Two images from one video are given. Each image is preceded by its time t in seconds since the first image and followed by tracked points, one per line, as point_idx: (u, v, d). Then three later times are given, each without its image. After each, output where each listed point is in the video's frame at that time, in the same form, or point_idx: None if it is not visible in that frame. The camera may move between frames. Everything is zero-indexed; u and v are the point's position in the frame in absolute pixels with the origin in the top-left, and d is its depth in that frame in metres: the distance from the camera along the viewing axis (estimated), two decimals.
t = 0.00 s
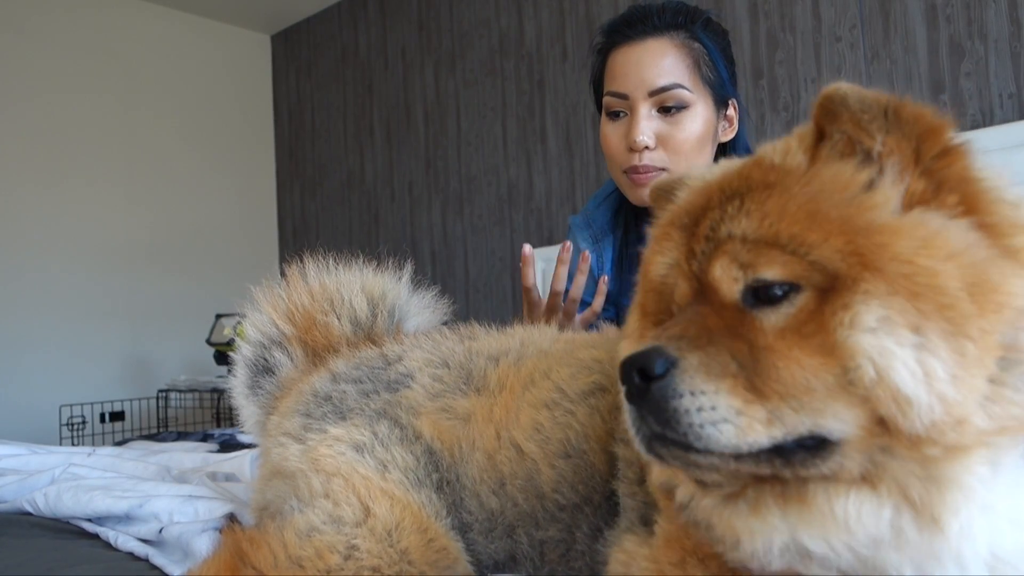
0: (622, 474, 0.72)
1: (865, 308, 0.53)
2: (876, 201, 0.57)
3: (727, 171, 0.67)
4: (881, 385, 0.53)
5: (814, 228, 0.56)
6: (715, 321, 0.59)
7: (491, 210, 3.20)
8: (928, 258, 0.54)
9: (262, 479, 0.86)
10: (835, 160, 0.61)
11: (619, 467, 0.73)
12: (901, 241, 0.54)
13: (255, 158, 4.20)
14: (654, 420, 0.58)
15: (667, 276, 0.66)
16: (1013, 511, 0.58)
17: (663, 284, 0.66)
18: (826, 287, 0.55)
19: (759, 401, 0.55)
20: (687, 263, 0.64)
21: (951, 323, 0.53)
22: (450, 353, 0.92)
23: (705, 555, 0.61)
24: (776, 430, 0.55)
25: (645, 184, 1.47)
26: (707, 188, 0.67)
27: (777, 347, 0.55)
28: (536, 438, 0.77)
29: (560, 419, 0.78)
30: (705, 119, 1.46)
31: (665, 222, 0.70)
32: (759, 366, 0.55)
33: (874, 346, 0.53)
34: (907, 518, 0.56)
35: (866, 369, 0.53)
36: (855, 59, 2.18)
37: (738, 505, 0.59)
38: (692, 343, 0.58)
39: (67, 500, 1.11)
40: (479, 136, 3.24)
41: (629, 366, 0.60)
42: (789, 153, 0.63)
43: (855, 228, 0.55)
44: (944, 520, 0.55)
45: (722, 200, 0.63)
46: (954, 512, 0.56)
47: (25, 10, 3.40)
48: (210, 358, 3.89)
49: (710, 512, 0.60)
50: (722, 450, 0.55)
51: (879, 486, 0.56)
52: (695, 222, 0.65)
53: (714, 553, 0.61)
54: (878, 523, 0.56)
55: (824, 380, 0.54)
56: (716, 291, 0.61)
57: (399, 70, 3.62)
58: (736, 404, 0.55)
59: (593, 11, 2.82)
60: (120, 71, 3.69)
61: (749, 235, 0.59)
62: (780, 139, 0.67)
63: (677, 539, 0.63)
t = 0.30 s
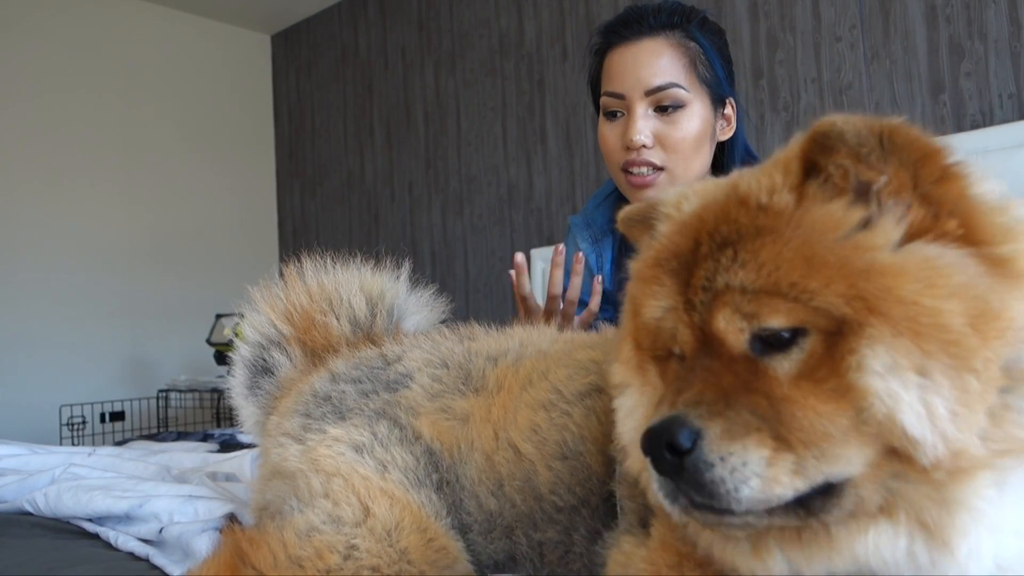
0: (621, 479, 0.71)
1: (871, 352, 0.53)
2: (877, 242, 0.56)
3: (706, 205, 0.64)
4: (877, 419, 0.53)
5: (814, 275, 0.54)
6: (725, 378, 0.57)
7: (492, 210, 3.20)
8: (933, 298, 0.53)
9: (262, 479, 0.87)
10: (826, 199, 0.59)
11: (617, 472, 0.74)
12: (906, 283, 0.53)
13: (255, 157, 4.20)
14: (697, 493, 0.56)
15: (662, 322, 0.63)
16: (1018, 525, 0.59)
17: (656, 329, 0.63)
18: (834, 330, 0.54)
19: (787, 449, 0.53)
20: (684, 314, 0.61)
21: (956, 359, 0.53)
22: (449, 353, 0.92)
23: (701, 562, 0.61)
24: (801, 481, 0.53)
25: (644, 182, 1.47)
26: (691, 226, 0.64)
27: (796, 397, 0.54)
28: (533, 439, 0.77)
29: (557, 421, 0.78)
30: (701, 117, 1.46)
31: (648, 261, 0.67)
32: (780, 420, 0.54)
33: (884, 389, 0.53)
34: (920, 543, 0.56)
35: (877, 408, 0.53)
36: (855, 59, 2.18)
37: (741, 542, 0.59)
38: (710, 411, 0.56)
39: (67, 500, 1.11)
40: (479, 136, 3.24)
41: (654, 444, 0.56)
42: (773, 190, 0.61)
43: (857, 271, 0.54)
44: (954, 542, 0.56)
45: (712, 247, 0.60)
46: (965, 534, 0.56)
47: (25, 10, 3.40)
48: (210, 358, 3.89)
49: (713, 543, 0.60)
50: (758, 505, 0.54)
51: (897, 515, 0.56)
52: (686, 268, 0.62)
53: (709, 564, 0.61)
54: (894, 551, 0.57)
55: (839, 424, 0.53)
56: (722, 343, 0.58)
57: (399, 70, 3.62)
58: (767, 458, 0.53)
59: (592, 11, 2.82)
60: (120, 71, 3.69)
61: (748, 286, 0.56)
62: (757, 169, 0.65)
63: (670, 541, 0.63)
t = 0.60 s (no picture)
0: (625, 480, 0.72)
1: (928, 347, 0.52)
2: (948, 239, 0.55)
3: (754, 187, 0.63)
4: (928, 417, 0.52)
5: (878, 263, 0.53)
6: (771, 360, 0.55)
7: (492, 211, 3.20)
8: (993, 298, 0.53)
9: (262, 480, 0.86)
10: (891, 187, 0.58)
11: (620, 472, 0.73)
12: (972, 283, 0.53)
13: (255, 157, 4.20)
14: (739, 479, 0.52)
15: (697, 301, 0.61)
16: None
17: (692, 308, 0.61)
18: (889, 321, 0.53)
19: (841, 444, 0.51)
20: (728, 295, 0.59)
21: (1003, 367, 0.53)
22: (450, 356, 0.92)
23: (703, 563, 0.61)
24: (852, 476, 0.51)
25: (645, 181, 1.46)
26: (738, 207, 0.62)
27: (849, 386, 0.52)
28: (535, 444, 0.77)
29: (559, 426, 0.78)
30: (702, 116, 1.46)
31: (681, 243, 0.65)
32: (833, 409, 0.52)
33: (940, 386, 0.52)
34: (939, 548, 0.55)
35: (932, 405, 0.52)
36: (855, 58, 2.18)
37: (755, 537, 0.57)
38: (762, 393, 0.53)
39: (67, 500, 1.11)
40: (479, 136, 3.24)
41: (704, 422, 0.53)
42: (836, 175, 0.60)
43: (922, 264, 0.54)
44: (975, 547, 0.55)
45: (766, 226, 0.59)
46: (988, 540, 0.55)
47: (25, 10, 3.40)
48: (210, 358, 3.89)
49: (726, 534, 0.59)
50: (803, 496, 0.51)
51: (925, 514, 0.54)
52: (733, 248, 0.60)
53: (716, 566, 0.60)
54: (918, 555, 0.55)
55: (891, 419, 0.52)
56: (767, 326, 0.57)
57: (399, 69, 3.62)
58: (821, 452, 0.51)
59: (592, 11, 2.82)
60: (120, 71, 3.69)
61: (807, 267, 0.55)
62: (813, 157, 0.64)
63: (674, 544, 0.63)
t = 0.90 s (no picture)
0: (626, 481, 0.72)
1: (987, 329, 0.55)
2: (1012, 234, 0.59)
3: (815, 164, 0.67)
4: (980, 402, 0.55)
5: (944, 245, 0.57)
6: (825, 324, 0.57)
7: (491, 211, 3.20)
8: None
9: (262, 480, 0.87)
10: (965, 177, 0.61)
11: (619, 473, 0.73)
12: None
13: (255, 157, 4.20)
14: (791, 444, 0.56)
15: (734, 275, 0.64)
16: None
17: (737, 281, 0.64)
18: (946, 305, 0.56)
19: (898, 405, 0.54)
20: (782, 265, 0.62)
21: None
22: (449, 357, 0.92)
23: (706, 562, 0.62)
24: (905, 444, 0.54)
25: (645, 182, 1.47)
26: (798, 180, 0.66)
27: (900, 356, 0.55)
28: (533, 445, 0.77)
29: (558, 427, 0.78)
30: (704, 117, 1.46)
31: (733, 215, 0.68)
32: (891, 374, 0.55)
33: (999, 370, 0.55)
34: (964, 553, 0.57)
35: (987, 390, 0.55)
36: (855, 59, 2.18)
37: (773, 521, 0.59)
38: (824, 350, 0.55)
39: (67, 499, 1.11)
40: (479, 136, 3.24)
41: (760, 384, 0.56)
42: (910, 163, 0.63)
43: (984, 251, 0.58)
44: (997, 552, 0.57)
45: (830, 197, 0.62)
46: (1009, 543, 0.58)
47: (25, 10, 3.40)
48: (211, 358, 3.89)
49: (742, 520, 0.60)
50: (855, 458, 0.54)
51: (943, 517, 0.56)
52: (790, 220, 0.64)
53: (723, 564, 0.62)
54: (942, 557, 0.57)
55: (944, 393, 0.54)
56: (817, 297, 0.60)
57: (399, 69, 3.62)
58: (880, 412, 0.54)
59: (592, 11, 2.82)
60: (120, 71, 3.69)
61: (869, 240, 0.59)
62: (881, 143, 0.67)
63: (675, 543, 0.64)
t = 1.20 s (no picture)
0: (625, 479, 0.72)
1: (980, 319, 0.55)
2: (1013, 227, 0.59)
3: (817, 153, 0.67)
4: (969, 393, 0.55)
5: (941, 235, 0.57)
6: (817, 314, 0.58)
7: (492, 211, 3.20)
8: None
9: (261, 481, 0.87)
10: (968, 168, 0.61)
11: (620, 473, 0.73)
12: None
13: (255, 157, 4.20)
14: (778, 431, 0.56)
15: (732, 263, 0.65)
16: None
17: (735, 269, 0.64)
18: (939, 294, 0.56)
19: (888, 410, 0.54)
20: (778, 255, 0.63)
21: None
22: (448, 357, 0.92)
23: (706, 559, 0.62)
24: (898, 443, 0.54)
25: (643, 183, 1.46)
26: (797, 169, 0.66)
27: (892, 350, 0.56)
28: (534, 445, 0.77)
29: (559, 427, 0.78)
30: (702, 117, 1.46)
31: (732, 203, 0.68)
32: (880, 370, 0.55)
33: (990, 363, 0.55)
34: (952, 537, 0.58)
35: (978, 378, 0.55)
36: (855, 58, 2.18)
37: (790, 507, 0.59)
38: (817, 343, 0.55)
39: (67, 499, 1.11)
40: (479, 136, 3.24)
41: (748, 369, 0.56)
42: (913, 152, 0.63)
43: (981, 243, 0.57)
44: (985, 541, 0.57)
45: (827, 185, 0.63)
46: (998, 534, 0.58)
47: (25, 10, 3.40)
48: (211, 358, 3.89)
49: (746, 513, 0.60)
50: (847, 464, 0.54)
51: (930, 499, 0.57)
52: (787, 209, 0.64)
53: (719, 556, 0.62)
54: (927, 534, 0.57)
55: (934, 389, 0.55)
56: (813, 285, 0.60)
57: (399, 69, 3.62)
58: (870, 416, 0.54)
59: (593, 11, 2.82)
60: (120, 70, 3.69)
61: (865, 230, 0.59)
62: (886, 135, 0.67)
63: (674, 541, 0.63)
